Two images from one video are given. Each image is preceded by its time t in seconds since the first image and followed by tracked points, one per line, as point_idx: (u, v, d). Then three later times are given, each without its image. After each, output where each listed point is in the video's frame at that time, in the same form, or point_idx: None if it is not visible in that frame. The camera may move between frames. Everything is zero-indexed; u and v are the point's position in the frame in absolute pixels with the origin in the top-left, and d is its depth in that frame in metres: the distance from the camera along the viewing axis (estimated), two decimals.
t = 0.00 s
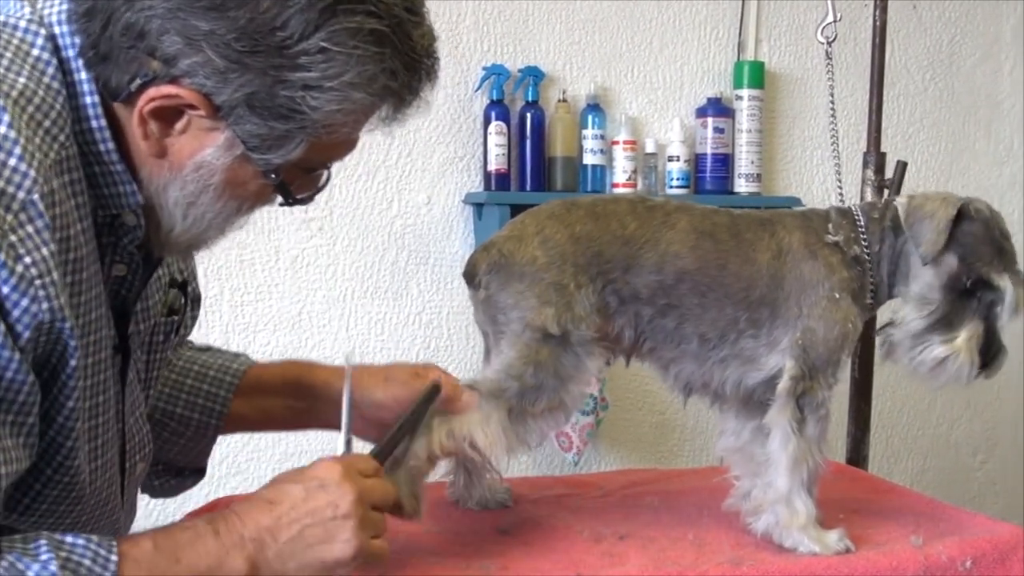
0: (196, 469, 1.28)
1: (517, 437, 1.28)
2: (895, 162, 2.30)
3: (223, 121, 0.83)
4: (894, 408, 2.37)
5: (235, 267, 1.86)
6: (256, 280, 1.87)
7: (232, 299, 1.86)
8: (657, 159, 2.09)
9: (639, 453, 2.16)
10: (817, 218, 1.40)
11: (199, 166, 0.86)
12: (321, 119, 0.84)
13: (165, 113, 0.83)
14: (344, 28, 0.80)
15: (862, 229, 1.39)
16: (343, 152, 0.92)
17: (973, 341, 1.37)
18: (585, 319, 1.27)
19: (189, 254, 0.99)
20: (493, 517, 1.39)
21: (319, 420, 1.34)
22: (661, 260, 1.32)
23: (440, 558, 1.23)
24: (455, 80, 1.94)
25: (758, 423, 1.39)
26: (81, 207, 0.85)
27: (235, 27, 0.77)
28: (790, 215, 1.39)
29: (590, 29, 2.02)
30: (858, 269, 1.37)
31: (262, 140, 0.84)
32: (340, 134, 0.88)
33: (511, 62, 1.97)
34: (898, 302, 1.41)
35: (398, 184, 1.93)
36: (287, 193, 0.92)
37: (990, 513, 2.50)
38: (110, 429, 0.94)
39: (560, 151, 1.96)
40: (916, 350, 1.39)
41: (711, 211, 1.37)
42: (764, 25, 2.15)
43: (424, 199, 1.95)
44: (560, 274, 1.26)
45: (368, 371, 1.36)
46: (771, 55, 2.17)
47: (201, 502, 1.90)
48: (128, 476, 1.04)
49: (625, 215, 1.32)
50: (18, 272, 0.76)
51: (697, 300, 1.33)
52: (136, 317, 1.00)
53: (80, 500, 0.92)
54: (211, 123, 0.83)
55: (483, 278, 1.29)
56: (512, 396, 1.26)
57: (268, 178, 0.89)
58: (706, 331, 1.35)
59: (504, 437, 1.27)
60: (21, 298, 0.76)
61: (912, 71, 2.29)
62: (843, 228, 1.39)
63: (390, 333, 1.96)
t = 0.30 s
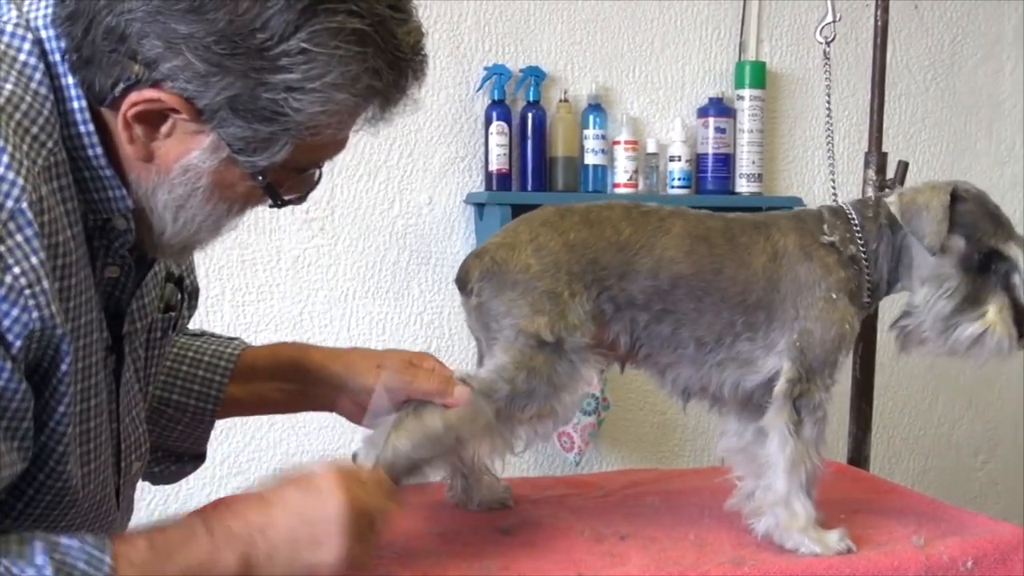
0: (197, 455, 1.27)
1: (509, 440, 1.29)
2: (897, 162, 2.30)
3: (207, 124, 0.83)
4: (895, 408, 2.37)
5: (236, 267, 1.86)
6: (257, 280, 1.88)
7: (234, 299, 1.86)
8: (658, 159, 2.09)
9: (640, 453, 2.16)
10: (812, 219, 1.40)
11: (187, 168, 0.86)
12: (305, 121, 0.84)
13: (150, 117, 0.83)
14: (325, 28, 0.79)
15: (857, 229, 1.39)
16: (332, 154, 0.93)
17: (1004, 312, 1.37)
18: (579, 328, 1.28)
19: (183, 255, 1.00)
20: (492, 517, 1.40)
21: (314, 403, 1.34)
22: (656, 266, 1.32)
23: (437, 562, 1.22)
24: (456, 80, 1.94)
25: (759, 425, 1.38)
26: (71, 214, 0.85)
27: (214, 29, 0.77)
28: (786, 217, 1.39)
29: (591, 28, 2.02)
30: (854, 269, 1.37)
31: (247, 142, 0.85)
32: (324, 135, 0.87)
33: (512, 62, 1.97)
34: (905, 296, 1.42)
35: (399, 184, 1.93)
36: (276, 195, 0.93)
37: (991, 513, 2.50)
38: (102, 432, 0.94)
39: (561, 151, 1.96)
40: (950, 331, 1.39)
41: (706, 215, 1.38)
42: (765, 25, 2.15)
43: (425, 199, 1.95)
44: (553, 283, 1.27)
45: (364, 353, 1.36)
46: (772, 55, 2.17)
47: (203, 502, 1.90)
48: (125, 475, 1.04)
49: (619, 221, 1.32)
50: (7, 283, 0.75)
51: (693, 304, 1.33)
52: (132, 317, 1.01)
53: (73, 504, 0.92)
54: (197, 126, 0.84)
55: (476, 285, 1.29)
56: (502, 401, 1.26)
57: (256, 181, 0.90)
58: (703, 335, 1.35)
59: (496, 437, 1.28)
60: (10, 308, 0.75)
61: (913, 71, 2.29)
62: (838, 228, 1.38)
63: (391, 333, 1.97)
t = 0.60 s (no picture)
0: (202, 442, 1.28)
1: (506, 427, 1.28)
2: (897, 162, 2.30)
3: (203, 116, 0.83)
4: (896, 408, 2.37)
5: (236, 267, 1.86)
6: (257, 280, 1.87)
7: (234, 299, 1.86)
8: (658, 159, 2.09)
9: (640, 453, 2.16)
10: (809, 219, 1.39)
11: (184, 161, 0.86)
12: (301, 113, 0.84)
13: (147, 109, 0.83)
14: (320, 20, 0.79)
15: (854, 227, 1.39)
16: (326, 146, 0.92)
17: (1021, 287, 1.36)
18: (576, 327, 1.28)
19: (181, 248, 1.00)
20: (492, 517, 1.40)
21: (315, 381, 1.34)
22: (653, 267, 1.31)
23: (438, 559, 1.22)
24: (456, 80, 1.94)
25: (757, 427, 1.38)
26: (71, 205, 0.85)
27: (210, 22, 0.77)
28: (783, 217, 1.39)
29: (592, 28, 2.02)
30: (851, 267, 1.36)
31: (243, 134, 0.84)
32: (320, 127, 0.87)
33: (513, 62, 1.97)
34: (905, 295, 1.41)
35: (399, 184, 1.93)
36: (272, 186, 0.92)
37: (992, 513, 2.50)
38: (106, 424, 0.94)
39: (562, 151, 1.96)
40: (970, 317, 1.37)
41: (703, 216, 1.38)
42: (765, 25, 2.15)
43: (425, 199, 1.95)
44: (550, 283, 1.27)
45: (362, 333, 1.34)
46: (772, 54, 2.17)
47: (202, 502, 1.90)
48: (126, 470, 1.03)
49: (615, 221, 1.32)
50: (9, 272, 0.75)
51: (689, 306, 1.33)
52: (132, 311, 1.01)
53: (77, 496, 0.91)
54: (194, 118, 0.83)
55: (472, 284, 1.30)
56: (495, 393, 1.26)
57: (251, 172, 0.89)
58: (699, 336, 1.35)
59: (494, 424, 1.27)
60: (12, 297, 0.76)
61: (913, 71, 2.29)
62: (835, 227, 1.38)
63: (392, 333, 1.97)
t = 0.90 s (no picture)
0: (218, 433, 1.28)
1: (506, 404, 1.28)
2: (897, 162, 2.30)
3: (211, 109, 0.83)
4: (896, 408, 2.37)
5: (237, 267, 1.86)
6: (258, 280, 1.87)
7: (235, 298, 1.86)
8: (659, 159, 2.09)
9: (641, 453, 2.16)
10: (808, 217, 1.39)
11: (191, 154, 0.86)
12: (308, 106, 0.84)
13: (156, 103, 0.83)
14: (327, 15, 0.80)
15: (855, 225, 1.39)
16: (331, 139, 0.92)
17: None
18: (580, 313, 1.28)
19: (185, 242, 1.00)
20: (493, 516, 1.39)
21: (325, 361, 1.33)
22: (653, 259, 1.32)
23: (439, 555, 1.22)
24: (456, 80, 1.94)
25: (758, 426, 1.38)
26: (76, 200, 0.85)
27: (220, 16, 0.77)
28: (783, 215, 1.39)
29: (592, 28, 2.02)
30: (852, 265, 1.36)
31: (250, 128, 0.84)
32: (326, 120, 0.87)
33: (513, 62, 1.97)
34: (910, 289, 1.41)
35: (400, 184, 1.93)
36: (278, 180, 0.92)
37: (992, 513, 2.50)
38: (107, 419, 0.94)
39: (562, 151, 1.96)
40: (982, 304, 1.37)
41: (703, 212, 1.38)
42: (765, 25, 2.15)
43: (425, 199, 1.95)
44: (554, 271, 1.26)
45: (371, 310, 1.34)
46: (772, 55, 2.17)
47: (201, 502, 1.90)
48: (127, 463, 1.03)
49: (619, 213, 1.32)
50: (14, 264, 0.75)
51: (688, 299, 1.33)
52: (138, 306, 1.01)
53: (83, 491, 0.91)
54: (201, 112, 0.83)
55: (476, 275, 1.29)
56: (498, 369, 1.25)
57: (257, 166, 0.89)
58: (699, 331, 1.35)
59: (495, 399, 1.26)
60: (15, 290, 0.75)
61: (914, 71, 2.29)
62: (835, 225, 1.38)
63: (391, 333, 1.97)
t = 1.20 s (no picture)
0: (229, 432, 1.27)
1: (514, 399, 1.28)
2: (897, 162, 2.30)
3: (211, 109, 0.83)
4: (896, 408, 2.37)
5: (237, 267, 1.86)
6: (258, 280, 1.87)
7: (235, 298, 1.86)
8: (659, 159, 2.09)
9: (640, 453, 2.16)
10: (809, 216, 1.39)
11: (191, 155, 0.86)
12: (308, 107, 0.84)
13: (154, 104, 0.83)
14: (326, 15, 0.80)
15: (855, 223, 1.38)
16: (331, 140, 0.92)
17: None
18: (589, 311, 1.28)
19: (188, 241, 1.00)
20: (494, 516, 1.39)
21: (333, 357, 1.33)
22: (657, 256, 1.32)
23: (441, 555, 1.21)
24: (456, 80, 1.94)
25: (759, 425, 1.39)
26: (79, 203, 0.85)
27: (219, 18, 0.77)
28: (783, 215, 1.39)
29: (592, 28, 2.02)
30: (853, 263, 1.36)
31: (250, 128, 0.84)
32: (326, 121, 0.87)
33: (513, 62, 1.97)
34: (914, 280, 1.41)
35: (400, 184, 1.93)
36: (279, 179, 0.92)
37: (992, 513, 2.50)
38: (111, 421, 0.94)
39: (562, 151, 1.96)
40: (991, 288, 1.37)
41: (705, 210, 1.38)
42: (765, 25, 2.15)
43: (426, 199, 1.95)
44: (560, 269, 1.26)
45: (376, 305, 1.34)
46: (772, 55, 2.17)
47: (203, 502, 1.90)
48: (128, 462, 1.03)
49: (623, 212, 1.33)
50: (16, 270, 0.75)
51: (692, 297, 1.33)
52: (142, 306, 1.01)
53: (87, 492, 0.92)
54: (201, 113, 0.83)
55: (482, 274, 1.30)
56: (508, 363, 1.25)
57: (258, 166, 0.89)
58: (702, 329, 1.35)
59: (504, 395, 1.26)
60: (16, 295, 0.75)
61: (914, 71, 2.29)
62: (835, 224, 1.38)
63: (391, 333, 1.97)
